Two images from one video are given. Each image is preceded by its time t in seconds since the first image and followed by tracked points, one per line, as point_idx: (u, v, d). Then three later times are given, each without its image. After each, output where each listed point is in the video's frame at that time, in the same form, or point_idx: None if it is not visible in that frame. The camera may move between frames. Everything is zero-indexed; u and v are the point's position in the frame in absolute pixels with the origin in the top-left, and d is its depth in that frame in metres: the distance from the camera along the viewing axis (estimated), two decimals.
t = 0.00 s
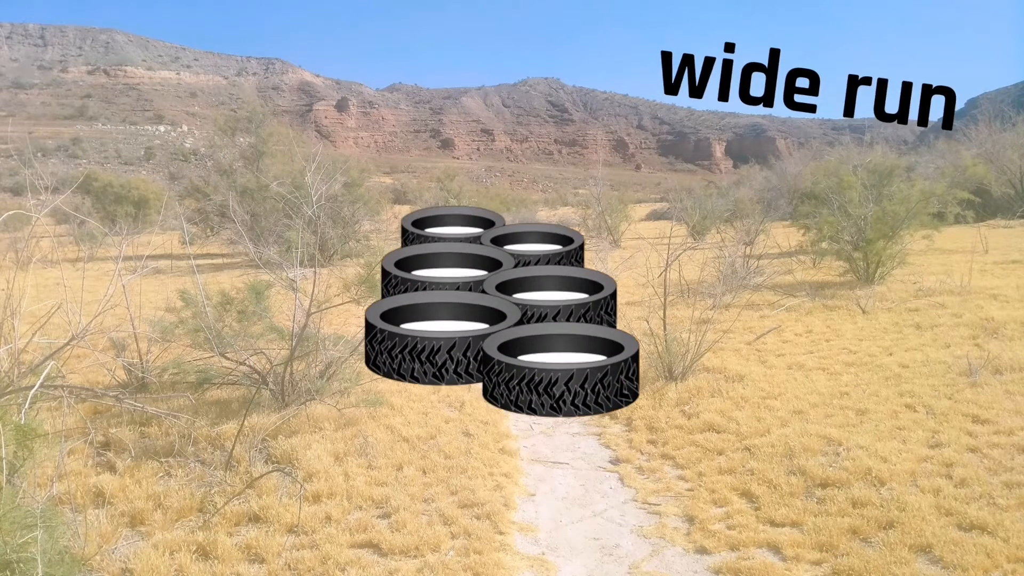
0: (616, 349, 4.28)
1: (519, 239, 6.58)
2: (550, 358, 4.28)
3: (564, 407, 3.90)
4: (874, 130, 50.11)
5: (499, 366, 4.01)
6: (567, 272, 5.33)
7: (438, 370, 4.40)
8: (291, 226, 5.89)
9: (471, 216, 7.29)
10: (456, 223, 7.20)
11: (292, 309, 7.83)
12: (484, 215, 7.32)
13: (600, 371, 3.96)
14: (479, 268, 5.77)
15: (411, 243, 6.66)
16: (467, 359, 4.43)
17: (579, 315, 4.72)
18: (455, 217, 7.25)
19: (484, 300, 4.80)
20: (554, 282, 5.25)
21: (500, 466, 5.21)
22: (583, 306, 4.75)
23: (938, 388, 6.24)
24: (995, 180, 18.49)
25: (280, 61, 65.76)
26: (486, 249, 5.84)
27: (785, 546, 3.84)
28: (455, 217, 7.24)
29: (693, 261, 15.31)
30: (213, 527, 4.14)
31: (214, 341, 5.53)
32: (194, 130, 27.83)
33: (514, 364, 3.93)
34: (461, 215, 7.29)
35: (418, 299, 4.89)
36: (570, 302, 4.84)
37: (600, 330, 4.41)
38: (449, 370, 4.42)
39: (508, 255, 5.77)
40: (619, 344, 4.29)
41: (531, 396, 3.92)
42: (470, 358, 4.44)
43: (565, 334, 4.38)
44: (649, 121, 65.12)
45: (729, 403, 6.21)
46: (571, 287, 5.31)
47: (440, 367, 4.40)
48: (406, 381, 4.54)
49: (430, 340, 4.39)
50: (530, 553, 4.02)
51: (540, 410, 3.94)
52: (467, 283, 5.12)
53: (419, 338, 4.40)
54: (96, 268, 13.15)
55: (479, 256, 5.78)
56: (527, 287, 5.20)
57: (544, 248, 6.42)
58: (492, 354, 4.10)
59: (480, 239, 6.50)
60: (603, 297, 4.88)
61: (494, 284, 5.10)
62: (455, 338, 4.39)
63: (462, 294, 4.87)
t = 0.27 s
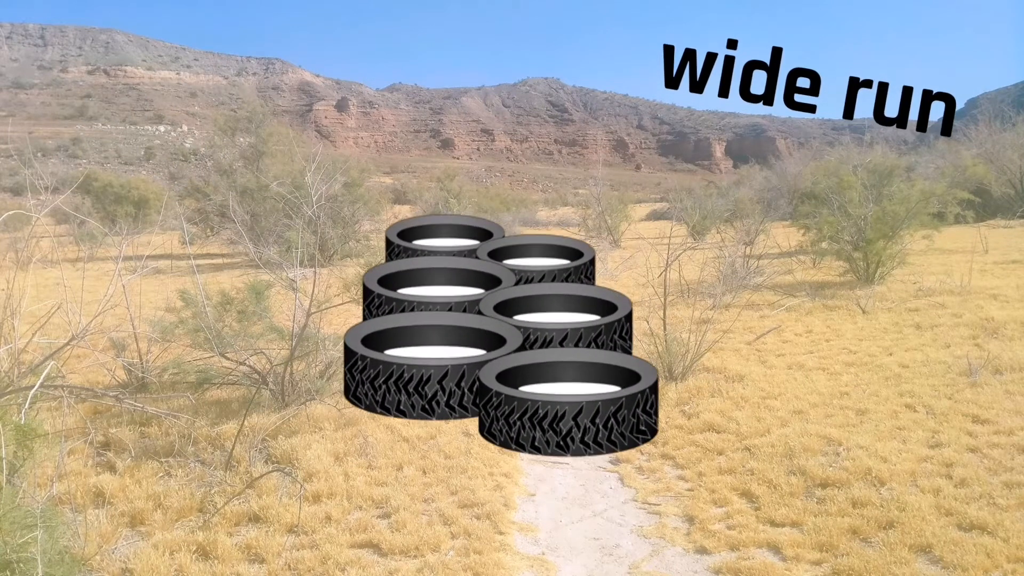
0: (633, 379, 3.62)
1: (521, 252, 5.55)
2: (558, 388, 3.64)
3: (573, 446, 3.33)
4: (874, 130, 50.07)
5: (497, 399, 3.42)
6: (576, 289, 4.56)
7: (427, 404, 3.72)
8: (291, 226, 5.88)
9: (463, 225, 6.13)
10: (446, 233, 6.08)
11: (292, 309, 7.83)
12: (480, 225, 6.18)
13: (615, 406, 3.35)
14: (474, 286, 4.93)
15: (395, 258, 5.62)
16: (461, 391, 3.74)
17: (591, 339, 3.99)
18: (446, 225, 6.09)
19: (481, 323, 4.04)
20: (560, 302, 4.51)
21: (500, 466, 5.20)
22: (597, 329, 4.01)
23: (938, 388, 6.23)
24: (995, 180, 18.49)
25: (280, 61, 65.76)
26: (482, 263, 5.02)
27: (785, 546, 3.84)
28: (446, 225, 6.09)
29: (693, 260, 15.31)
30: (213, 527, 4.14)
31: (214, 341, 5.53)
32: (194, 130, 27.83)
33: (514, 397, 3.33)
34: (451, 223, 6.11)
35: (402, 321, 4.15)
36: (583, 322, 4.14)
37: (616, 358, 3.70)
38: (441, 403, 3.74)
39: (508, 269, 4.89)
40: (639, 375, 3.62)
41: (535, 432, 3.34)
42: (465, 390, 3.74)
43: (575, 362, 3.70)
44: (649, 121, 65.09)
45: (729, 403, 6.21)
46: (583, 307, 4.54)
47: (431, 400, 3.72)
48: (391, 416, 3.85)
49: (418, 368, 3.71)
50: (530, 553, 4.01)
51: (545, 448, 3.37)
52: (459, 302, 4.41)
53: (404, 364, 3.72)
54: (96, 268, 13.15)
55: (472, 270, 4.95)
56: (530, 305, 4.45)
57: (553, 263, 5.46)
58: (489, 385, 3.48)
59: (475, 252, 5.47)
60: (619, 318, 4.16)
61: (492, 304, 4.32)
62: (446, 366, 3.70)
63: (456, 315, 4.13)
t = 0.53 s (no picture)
0: (642, 422, 3.33)
1: (521, 279, 5.10)
2: (564, 432, 3.33)
3: (580, 496, 3.03)
4: (874, 130, 50.02)
5: (495, 443, 3.12)
6: (583, 320, 4.20)
7: (416, 449, 3.37)
8: (291, 226, 5.88)
9: (458, 248, 5.56)
10: (439, 257, 5.51)
11: (292, 309, 7.82)
12: (476, 248, 5.60)
13: (625, 452, 3.04)
14: (470, 317, 4.51)
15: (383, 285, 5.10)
16: (455, 435, 3.40)
17: (599, 377, 3.70)
18: (439, 248, 5.53)
19: (475, 358, 3.74)
20: (566, 334, 4.13)
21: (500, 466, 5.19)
22: (605, 365, 3.71)
23: (938, 388, 6.24)
24: (995, 180, 18.49)
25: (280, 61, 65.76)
26: (478, 292, 4.60)
27: (785, 546, 3.84)
28: (439, 249, 5.53)
29: (693, 260, 15.31)
30: (213, 527, 4.14)
31: (214, 341, 5.53)
32: (194, 130, 27.84)
33: (515, 442, 3.04)
34: (445, 246, 5.53)
35: (392, 355, 3.82)
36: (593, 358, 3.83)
37: (624, 396, 3.42)
38: (431, 448, 3.39)
39: (508, 296, 4.54)
40: (649, 413, 3.34)
41: (538, 480, 3.04)
42: (459, 434, 3.40)
43: (580, 401, 3.41)
44: (649, 121, 65.09)
45: (730, 403, 6.21)
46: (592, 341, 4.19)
47: (420, 445, 3.37)
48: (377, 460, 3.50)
49: (406, 409, 3.35)
50: (531, 553, 4.01)
51: (548, 498, 3.06)
52: (455, 334, 4.03)
53: (392, 405, 3.37)
54: (96, 268, 13.16)
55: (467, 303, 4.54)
56: (532, 339, 4.11)
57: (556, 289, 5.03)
58: (486, 428, 3.17)
59: (470, 277, 4.99)
60: (629, 354, 3.83)
61: (489, 336, 3.97)
62: (439, 407, 3.35)
63: (448, 350, 3.83)
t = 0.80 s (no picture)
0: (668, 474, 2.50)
1: (527, 316, 3.81)
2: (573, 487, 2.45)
3: (588, 558, 2.27)
4: (874, 130, 49.98)
5: (491, 499, 2.30)
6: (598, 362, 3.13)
7: (406, 506, 2.50)
8: (291, 226, 5.89)
9: (454, 283, 4.18)
10: (432, 294, 4.14)
11: (292, 309, 7.82)
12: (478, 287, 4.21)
13: (643, 508, 2.26)
14: (465, 359, 3.36)
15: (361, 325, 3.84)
16: (450, 490, 2.50)
17: (608, 428, 2.73)
18: (430, 282, 4.16)
19: (470, 404, 2.73)
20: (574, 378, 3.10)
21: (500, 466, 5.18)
22: (615, 413, 2.74)
23: (938, 388, 6.24)
24: (995, 180, 18.49)
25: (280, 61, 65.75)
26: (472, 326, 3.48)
27: (785, 546, 3.84)
28: (429, 283, 4.16)
29: (693, 260, 15.31)
30: (213, 527, 4.14)
31: (214, 341, 5.54)
32: (194, 130, 27.86)
33: (513, 497, 2.24)
34: (438, 281, 4.16)
35: (377, 402, 2.77)
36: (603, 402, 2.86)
37: (639, 447, 2.51)
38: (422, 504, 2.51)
39: (505, 334, 3.42)
40: (672, 470, 2.45)
41: (540, 541, 2.26)
42: (454, 489, 2.50)
43: (588, 450, 2.51)
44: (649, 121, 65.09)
45: (730, 404, 6.21)
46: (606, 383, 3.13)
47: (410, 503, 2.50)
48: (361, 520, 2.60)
49: (391, 459, 2.46)
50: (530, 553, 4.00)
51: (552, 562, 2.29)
52: (446, 377, 2.98)
53: (377, 455, 2.48)
54: (96, 268, 13.17)
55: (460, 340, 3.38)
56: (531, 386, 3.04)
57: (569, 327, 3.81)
58: (481, 481, 2.34)
59: (466, 314, 3.74)
60: (647, 397, 2.84)
61: (487, 379, 2.96)
62: (430, 457, 2.47)
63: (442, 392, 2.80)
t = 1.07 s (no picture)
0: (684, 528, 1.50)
1: (537, 368, 2.37)
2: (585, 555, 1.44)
3: None
4: (874, 130, 49.95)
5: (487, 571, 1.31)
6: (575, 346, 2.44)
7: None
8: (291, 227, 5.90)
9: (453, 327, 2.69)
10: (423, 342, 2.63)
11: (292, 309, 7.82)
12: (480, 332, 2.68)
13: (630, 473, 1.63)
14: (454, 415, 2.04)
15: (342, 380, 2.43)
16: (443, 559, 1.51)
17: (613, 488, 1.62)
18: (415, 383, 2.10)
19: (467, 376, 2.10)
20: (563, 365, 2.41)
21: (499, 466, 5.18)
22: (585, 389, 2.06)
23: (938, 388, 6.24)
24: (994, 180, 18.49)
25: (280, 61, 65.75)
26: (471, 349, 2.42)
27: (785, 546, 3.83)
28: (421, 326, 2.67)
29: (693, 260, 15.32)
30: (213, 527, 4.14)
31: (214, 341, 5.54)
32: (194, 130, 27.88)
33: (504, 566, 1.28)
34: (434, 323, 2.68)
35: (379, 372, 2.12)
36: (567, 381, 2.18)
37: (611, 416, 1.87)
38: None
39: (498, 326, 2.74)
40: (655, 438, 1.79)
41: None
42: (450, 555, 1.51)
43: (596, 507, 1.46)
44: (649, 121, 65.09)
45: (730, 404, 6.21)
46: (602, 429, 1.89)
47: None
48: None
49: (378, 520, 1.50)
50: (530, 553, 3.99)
51: None
52: (439, 429, 1.82)
53: (364, 514, 1.52)
54: (97, 268, 13.18)
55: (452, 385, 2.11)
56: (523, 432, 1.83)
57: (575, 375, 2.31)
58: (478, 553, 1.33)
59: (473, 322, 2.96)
60: (613, 372, 2.19)
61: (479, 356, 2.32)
62: (422, 517, 1.51)
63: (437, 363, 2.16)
